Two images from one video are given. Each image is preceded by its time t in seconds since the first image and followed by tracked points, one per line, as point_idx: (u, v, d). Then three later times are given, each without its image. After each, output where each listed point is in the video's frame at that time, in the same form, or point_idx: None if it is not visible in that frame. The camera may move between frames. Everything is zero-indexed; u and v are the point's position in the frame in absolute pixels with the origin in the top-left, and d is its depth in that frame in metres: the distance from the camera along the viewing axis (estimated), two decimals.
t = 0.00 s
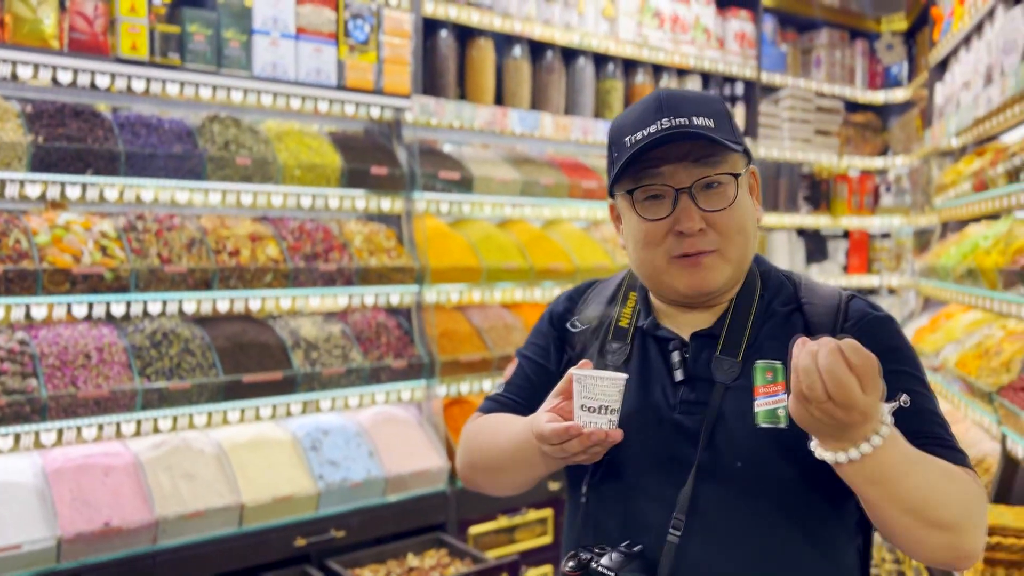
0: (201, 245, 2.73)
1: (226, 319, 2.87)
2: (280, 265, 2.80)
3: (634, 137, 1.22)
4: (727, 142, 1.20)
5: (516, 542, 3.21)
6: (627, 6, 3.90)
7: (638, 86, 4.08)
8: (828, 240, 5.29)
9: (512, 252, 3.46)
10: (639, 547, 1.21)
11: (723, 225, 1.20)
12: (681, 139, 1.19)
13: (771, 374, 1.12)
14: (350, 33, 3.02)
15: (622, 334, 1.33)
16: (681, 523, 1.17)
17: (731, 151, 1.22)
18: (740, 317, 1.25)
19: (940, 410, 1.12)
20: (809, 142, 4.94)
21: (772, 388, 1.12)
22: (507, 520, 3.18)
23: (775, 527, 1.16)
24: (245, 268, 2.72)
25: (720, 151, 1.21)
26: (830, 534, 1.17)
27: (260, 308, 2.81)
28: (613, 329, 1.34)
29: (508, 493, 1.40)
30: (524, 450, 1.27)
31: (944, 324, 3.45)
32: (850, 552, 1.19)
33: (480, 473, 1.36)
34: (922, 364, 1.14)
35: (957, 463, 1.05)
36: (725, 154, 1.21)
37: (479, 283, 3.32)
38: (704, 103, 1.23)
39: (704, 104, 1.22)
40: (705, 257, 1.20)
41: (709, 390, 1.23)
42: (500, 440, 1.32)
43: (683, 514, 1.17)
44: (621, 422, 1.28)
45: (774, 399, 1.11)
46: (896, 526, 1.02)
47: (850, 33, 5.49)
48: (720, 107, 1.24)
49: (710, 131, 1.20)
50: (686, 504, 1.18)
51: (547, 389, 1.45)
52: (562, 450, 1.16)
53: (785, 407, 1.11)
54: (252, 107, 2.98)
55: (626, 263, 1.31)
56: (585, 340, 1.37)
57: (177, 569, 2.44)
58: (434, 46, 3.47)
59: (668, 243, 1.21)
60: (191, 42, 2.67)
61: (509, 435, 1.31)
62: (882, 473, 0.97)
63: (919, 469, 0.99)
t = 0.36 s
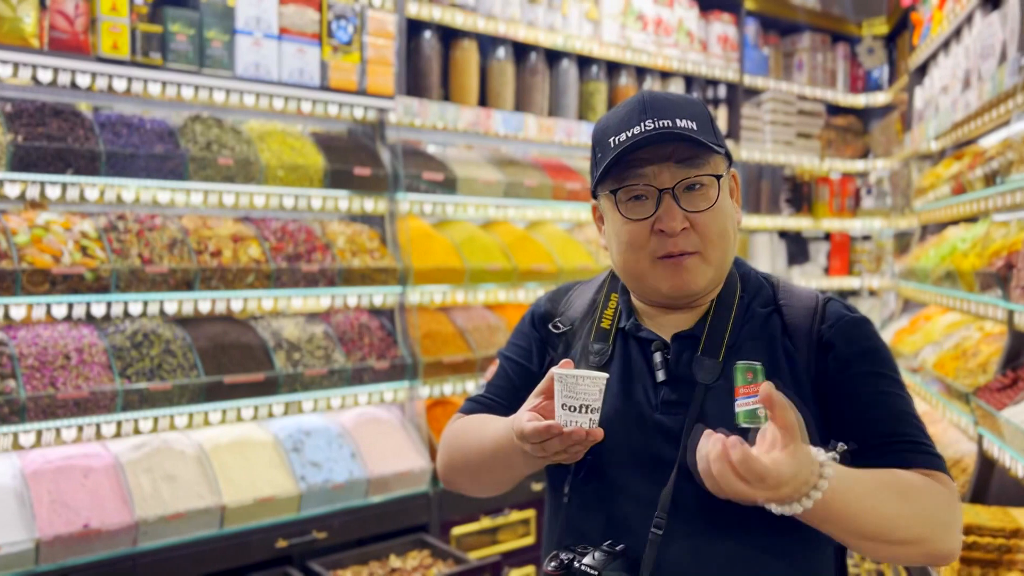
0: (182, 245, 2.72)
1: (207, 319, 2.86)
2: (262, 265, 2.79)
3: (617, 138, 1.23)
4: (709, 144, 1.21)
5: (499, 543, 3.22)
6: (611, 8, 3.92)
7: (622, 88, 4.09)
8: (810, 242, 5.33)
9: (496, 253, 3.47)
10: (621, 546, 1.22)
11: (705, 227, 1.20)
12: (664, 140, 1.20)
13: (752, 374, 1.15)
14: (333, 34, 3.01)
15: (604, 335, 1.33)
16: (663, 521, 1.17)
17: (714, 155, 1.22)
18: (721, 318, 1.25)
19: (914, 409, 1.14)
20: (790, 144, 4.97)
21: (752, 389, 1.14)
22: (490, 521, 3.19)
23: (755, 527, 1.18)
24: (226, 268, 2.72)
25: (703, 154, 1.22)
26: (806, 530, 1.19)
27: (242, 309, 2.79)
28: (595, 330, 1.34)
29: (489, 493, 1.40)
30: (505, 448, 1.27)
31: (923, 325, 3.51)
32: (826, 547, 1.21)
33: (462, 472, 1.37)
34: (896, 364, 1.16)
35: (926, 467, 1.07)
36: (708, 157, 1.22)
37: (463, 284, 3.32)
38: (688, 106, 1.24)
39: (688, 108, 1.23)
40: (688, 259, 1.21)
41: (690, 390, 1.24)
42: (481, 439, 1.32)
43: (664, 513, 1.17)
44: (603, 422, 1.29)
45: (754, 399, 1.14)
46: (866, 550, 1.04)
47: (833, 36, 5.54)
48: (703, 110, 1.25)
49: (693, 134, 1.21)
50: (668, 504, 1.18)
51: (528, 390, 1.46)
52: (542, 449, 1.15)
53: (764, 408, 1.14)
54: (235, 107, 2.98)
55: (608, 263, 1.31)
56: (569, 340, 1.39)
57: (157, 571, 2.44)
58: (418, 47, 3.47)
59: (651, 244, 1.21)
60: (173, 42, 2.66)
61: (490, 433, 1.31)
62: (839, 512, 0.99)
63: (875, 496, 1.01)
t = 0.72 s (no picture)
0: (161, 244, 2.70)
1: (187, 319, 2.84)
2: (242, 265, 2.78)
3: (604, 142, 1.23)
4: (696, 151, 1.21)
5: (480, 542, 3.22)
6: (593, 9, 3.93)
7: (604, 89, 4.10)
8: (790, 243, 5.37)
9: (478, 252, 3.47)
10: (602, 546, 1.20)
11: (693, 233, 1.20)
12: (652, 146, 1.19)
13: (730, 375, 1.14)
14: (315, 33, 3.00)
15: (586, 335, 1.33)
16: (642, 521, 1.16)
17: (701, 161, 1.23)
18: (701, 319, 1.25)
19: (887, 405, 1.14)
20: (771, 146, 5.01)
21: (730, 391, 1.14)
22: (471, 520, 3.19)
23: (734, 527, 1.18)
24: (206, 268, 2.70)
25: (690, 160, 1.22)
26: (786, 530, 1.20)
27: (222, 308, 2.80)
28: (578, 331, 1.34)
29: (471, 493, 1.40)
30: (486, 449, 1.27)
31: (901, 325, 3.55)
32: (805, 547, 1.22)
33: (444, 473, 1.37)
34: (869, 360, 1.17)
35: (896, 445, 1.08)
36: (695, 163, 1.22)
37: (445, 284, 3.32)
38: (675, 113, 1.24)
39: (675, 114, 1.24)
40: (675, 264, 1.20)
41: (670, 390, 1.24)
42: (462, 439, 1.32)
43: (644, 513, 1.16)
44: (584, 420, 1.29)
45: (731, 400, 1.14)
46: (824, 498, 1.04)
47: (814, 39, 5.58)
48: (690, 117, 1.25)
49: (680, 140, 1.21)
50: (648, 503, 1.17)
51: (510, 389, 1.45)
52: (528, 445, 1.16)
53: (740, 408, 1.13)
54: (215, 106, 2.97)
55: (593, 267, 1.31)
56: (551, 338, 1.38)
57: (135, 572, 2.42)
58: (400, 47, 3.47)
59: (637, 249, 1.20)
60: (152, 40, 2.64)
61: (471, 434, 1.31)
62: (797, 436, 1.00)
63: (837, 438, 1.02)
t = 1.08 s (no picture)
0: (142, 242, 2.68)
1: (168, 317, 2.82)
2: (223, 263, 2.76)
3: (589, 138, 1.21)
4: (682, 148, 1.20)
5: (462, 541, 3.22)
6: (577, 8, 3.94)
7: (588, 88, 4.11)
8: (773, 242, 5.40)
9: (461, 251, 3.47)
10: (582, 538, 1.21)
11: (675, 230, 1.19)
12: (639, 143, 1.18)
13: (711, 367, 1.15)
14: (297, 30, 2.99)
15: (567, 329, 1.33)
16: (623, 513, 1.18)
17: (686, 157, 1.21)
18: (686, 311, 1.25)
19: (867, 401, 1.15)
20: (754, 145, 5.03)
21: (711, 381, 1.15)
22: (454, 518, 3.19)
23: (715, 521, 1.18)
24: (187, 266, 2.68)
25: (677, 157, 1.20)
26: (765, 524, 1.20)
27: (202, 307, 2.78)
28: (560, 324, 1.35)
29: (451, 488, 1.39)
30: (467, 444, 1.27)
31: (882, 324, 3.58)
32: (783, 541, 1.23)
33: (425, 467, 1.36)
34: (850, 356, 1.17)
35: (873, 446, 1.09)
36: (681, 159, 1.20)
37: (428, 282, 3.32)
38: (660, 107, 1.22)
39: (660, 109, 1.22)
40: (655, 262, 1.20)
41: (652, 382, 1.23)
42: (444, 433, 1.32)
43: (624, 505, 1.18)
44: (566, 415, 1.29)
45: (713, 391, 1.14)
46: (811, 519, 1.05)
47: (797, 39, 5.62)
48: (675, 112, 1.23)
49: (666, 137, 1.19)
50: (628, 495, 1.18)
51: (492, 384, 1.43)
52: (511, 441, 1.16)
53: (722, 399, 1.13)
54: (196, 103, 2.95)
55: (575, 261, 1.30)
56: (533, 333, 1.37)
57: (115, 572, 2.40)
58: (383, 45, 3.46)
59: (619, 246, 1.20)
60: (133, 35, 2.62)
61: (455, 428, 1.30)
62: (777, 467, 1.03)
63: (815, 460, 1.04)
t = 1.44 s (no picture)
0: (126, 240, 2.66)
1: (152, 316, 2.81)
2: (209, 261, 2.75)
3: (586, 126, 1.21)
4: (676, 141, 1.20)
5: (450, 539, 3.22)
6: (564, 7, 3.94)
7: (575, 87, 4.12)
8: (760, 241, 5.42)
9: (449, 250, 3.47)
10: (572, 535, 1.20)
11: (665, 219, 1.19)
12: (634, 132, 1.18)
13: (699, 365, 1.19)
14: (283, 27, 2.98)
15: (556, 327, 1.30)
16: (613, 510, 1.17)
17: (680, 150, 1.21)
18: (673, 309, 1.25)
19: (846, 400, 1.15)
20: (741, 144, 5.04)
21: (700, 379, 1.19)
22: (441, 517, 3.19)
23: (699, 517, 1.19)
24: (172, 264, 2.67)
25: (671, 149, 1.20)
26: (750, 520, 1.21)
27: (188, 305, 2.76)
28: (548, 323, 1.32)
29: (445, 489, 1.38)
30: (464, 444, 1.26)
31: (867, 322, 3.60)
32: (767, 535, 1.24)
33: (418, 468, 1.34)
34: (831, 355, 1.18)
35: (842, 450, 1.09)
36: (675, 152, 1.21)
37: (415, 281, 3.32)
38: (657, 103, 1.22)
39: (657, 104, 1.22)
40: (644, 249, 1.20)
41: (641, 379, 1.24)
42: (439, 435, 1.30)
43: (614, 500, 1.17)
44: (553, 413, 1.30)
45: (701, 389, 1.18)
46: (782, 535, 1.06)
47: (783, 38, 5.64)
48: (671, 109, 1.24)
49: (660, 128, 1.19)
50: (617, 491, 1.18)
51: (485, 385, 1.41)
52: (522, 441, 1.14)
53: (711, 398, 1.18)
54: (181, 100, 2.94)
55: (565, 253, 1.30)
56: (523, 332, 1.36)
57: (99, 572, 2.39)
58: (371, 43, 3.46)
59: (608, 230, 1.20)
60: (117, 33, 2.60)
61: (449, 430, 1.29)
62: (733, 490, 1.04)
63: (771, 478, 1.05)
